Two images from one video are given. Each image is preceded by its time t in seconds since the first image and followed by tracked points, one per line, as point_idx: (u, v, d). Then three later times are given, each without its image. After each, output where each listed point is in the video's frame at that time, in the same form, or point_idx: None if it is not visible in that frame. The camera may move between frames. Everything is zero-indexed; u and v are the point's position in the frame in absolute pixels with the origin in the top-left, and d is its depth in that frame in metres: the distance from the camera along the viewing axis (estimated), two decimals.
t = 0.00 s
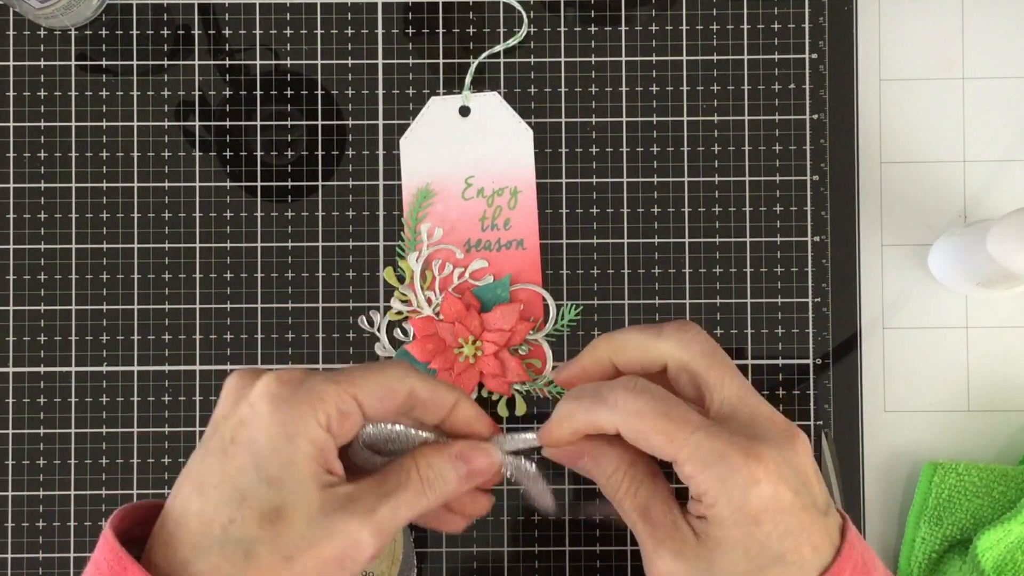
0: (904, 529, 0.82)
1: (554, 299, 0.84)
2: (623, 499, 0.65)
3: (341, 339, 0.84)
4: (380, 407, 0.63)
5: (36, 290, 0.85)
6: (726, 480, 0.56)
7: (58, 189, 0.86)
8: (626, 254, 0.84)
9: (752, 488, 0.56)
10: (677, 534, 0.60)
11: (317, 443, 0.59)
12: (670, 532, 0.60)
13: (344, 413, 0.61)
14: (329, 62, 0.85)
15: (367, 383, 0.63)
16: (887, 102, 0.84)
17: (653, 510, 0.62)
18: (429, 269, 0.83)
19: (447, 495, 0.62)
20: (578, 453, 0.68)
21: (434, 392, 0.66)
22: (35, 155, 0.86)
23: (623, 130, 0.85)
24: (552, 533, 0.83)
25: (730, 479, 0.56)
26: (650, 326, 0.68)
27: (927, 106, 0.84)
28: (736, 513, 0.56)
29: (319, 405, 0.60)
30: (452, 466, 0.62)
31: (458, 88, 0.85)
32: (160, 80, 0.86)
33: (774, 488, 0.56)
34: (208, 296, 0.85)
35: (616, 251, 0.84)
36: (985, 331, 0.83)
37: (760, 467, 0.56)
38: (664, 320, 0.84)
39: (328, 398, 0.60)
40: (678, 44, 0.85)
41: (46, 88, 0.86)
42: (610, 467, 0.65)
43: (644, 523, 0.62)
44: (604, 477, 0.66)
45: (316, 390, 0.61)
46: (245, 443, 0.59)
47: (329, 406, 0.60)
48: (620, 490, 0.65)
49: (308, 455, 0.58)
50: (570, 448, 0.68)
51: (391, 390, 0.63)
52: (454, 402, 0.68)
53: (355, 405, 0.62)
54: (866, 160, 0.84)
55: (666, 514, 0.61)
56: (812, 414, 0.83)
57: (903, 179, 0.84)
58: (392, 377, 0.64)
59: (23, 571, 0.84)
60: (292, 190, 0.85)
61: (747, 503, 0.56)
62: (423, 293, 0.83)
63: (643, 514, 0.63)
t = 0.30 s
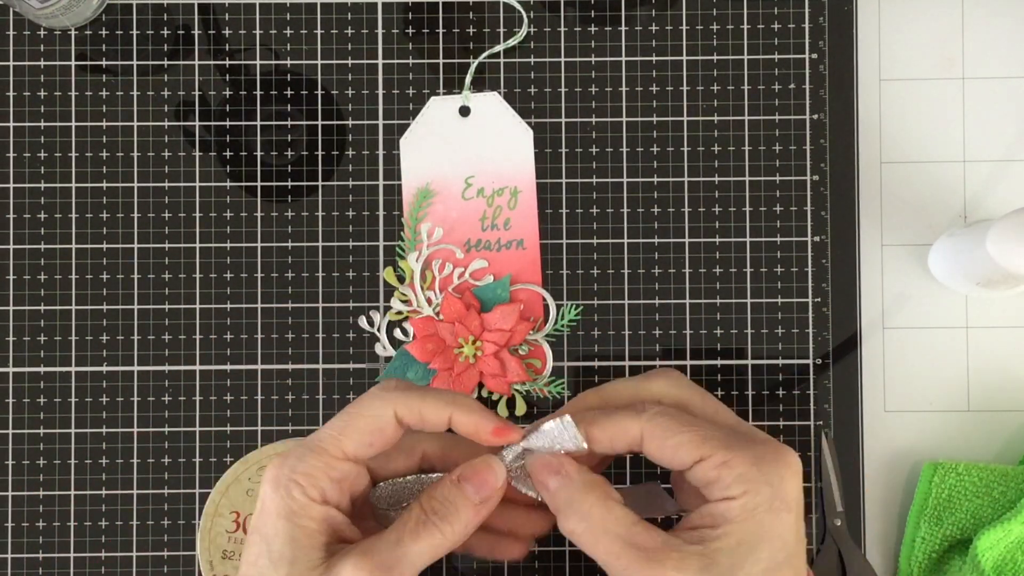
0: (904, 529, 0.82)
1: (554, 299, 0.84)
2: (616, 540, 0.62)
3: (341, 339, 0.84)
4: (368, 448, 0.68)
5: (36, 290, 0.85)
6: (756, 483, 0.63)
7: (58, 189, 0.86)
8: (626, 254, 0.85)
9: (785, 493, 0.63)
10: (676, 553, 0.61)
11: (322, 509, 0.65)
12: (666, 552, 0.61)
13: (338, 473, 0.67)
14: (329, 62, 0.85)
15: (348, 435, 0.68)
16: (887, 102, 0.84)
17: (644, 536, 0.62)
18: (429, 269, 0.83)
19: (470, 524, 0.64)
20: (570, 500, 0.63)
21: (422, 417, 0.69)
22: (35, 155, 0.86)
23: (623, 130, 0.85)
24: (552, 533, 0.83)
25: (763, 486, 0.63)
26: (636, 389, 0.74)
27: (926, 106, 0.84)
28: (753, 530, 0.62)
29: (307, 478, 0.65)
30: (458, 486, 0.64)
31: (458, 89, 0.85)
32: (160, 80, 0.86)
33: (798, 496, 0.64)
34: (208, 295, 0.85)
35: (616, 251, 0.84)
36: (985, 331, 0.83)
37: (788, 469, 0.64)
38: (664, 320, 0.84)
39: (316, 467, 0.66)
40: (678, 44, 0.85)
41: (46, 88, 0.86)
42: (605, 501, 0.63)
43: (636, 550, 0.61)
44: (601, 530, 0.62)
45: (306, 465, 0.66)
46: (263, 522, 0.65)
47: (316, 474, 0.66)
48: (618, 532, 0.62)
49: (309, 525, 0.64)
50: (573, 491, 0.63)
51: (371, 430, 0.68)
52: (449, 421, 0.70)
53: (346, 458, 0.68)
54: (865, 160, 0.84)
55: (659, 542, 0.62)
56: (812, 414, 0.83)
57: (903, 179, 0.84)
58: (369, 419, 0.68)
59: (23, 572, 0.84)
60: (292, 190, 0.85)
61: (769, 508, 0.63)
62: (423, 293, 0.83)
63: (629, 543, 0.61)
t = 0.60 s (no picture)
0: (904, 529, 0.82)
1: (554, 299, 0.84)
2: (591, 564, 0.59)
3: (341, 339, 0.84)
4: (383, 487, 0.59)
5: (36, 290, 0.85)
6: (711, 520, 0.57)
7: (58, 189, 0.86)
8: (626, 254, 0.84)
9: (746, 537, 0.57)
10: None
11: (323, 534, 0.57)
12: None
13: (344, 508, 0.58)
14: (329, 62, 0.85)
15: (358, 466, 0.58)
16: (887, 102, 0.84)
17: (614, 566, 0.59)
18: (429, 269, 0.83)
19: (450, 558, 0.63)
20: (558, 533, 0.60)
21: (439, 478, 0.59)
22: (35, 155, 0.86)
23: (623, 130, 0.85)
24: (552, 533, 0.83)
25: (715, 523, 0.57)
26: (613, 407, 0.69)
27: (927, 106, 0.83)
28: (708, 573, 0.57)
29: (311, 503, 0.57)
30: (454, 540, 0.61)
31: (458, 89, 0.85)
32: (160, 80, 0.86)
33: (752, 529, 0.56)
34: (208, 296, 0.85)
35: (615, 251, 0.84)
36: (985, 331, 0.83)
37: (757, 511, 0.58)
38: (664, 319, 0.84)
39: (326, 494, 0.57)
40: (678, 44, 0.85)
41: (46, 88, 0.86)
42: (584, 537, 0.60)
43: None
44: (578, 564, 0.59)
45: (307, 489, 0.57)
46: (249, 526, 0.57)
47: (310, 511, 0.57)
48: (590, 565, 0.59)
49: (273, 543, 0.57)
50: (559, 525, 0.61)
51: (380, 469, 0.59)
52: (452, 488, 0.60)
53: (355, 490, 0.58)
54: (865, 160, 0.84)
55: None
56: (812, 414, 0.83)
57: (903, 179, 0.84)
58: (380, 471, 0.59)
59: (23, 571, 0.84)
60: (292, 190, 0.85)
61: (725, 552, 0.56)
62: (423, 293, 0.83)
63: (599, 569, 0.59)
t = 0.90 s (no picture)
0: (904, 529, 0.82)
1: (554, 299, 0.84)
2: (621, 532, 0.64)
3: (340, 340, 0.84)
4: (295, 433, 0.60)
5: (36, 290, 0.85)
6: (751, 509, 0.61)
7: (58, 189, 0.86)
8: (626, 254, 0.84)
9: (778, 530, 0.60)
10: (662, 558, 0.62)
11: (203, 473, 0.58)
12: (654, 559, 0.62)
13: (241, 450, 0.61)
14: (329, 62, 0.85)
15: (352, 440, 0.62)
16: (886, 102, 0.84)
17: (634, 539, 0.63)
18: (429, 269, 0.83)
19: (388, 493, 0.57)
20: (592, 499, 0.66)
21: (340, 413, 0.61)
22: (35, 155, 0.86)
23: (623, 130, 0.85)
24: (552, 533, 0.83)
25: (748, 509, 0.61)
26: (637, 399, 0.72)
27: (927, 106, 0.83)
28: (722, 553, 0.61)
29: (218, 434, 0.61)
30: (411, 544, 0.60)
31: (458, 89, 0.85)
32: (160, 80, 0.86)
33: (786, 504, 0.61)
34: (208, 296, 0.85)
35: (615, 251, 0.84)
36: (985, 331, 0.83)
37: (791, 509, 0.61)
38: (664, 319, 0.84)
39: (224, 428, 0.61)
40: (678, 44, 0.85)
41: (47, 88, 0.86)
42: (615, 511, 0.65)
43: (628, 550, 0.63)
44: (610, 527, 0.64)
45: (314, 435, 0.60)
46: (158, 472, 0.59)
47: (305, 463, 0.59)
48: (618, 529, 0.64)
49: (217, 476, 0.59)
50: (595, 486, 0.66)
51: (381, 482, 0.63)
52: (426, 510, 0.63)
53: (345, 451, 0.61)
54: (865, 160, 0.84)
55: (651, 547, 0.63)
56: (812, 414, 0.83)
57: (903, 179, 0.84)
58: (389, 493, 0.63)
59: (23, 571, 0.84)
60: (292, 190, 0.85)
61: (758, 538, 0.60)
62: (423, 293, 0.83)
63: (624, 541, 0.63)
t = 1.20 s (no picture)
0: (904, 529, 0.82)
1: (554, 299, 0.84)
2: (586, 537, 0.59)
3: (341, 340, 0.84)
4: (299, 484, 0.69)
5: (36, 290, 0.85)
6: (719, 507, 0.59)
7: (58, 189, 0.86)
8: (626, 254, 0.85)
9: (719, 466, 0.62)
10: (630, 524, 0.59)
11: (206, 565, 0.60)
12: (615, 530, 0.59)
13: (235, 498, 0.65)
14: (329, 63, 0.85)
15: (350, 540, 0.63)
16: (887, 102, 0.84)
17: (594, 518, 0.60)
18: (429, 269, 0.83)
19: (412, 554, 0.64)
20: (501, 490, 0.62)
21: (298, 424, 0.69)
22: (35, 155, 0.86)
23: (623, 130, 0.85)
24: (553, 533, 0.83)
25: (718, 506, 0.59)
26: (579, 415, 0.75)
27: (927, 106, 0.84)
28: (661, 537, 0.58)
29: (206, 520, 0.62)
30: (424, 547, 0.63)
31: (458, 88, 0.85)
32: (160, 80, 0.86)
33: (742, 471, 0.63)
34: (208, 296, 0.85)
35: (615, 251, 0.84)
36: (985, 331, 0.83)
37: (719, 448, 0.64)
38: (664, 319, 0.84)
39: (211, 509, 0.63)
40: (678, 44, 0.85)
41: (46, 88, 0.86)
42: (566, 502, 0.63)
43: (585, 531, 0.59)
44: (526, 510, 0.60)
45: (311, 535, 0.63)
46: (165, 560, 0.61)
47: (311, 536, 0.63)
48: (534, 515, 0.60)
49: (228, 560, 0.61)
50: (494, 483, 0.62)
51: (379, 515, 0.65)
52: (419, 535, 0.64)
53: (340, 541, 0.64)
54: (865, 160, 0.84)
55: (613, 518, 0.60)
56: (812, 414, 0.83)
57: (903, 179, 0.84)
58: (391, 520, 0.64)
59: (23, 571, 0.84)
60: (292, 190, 0.85)
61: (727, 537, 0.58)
62: (423, 293, 0.83)
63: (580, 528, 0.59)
